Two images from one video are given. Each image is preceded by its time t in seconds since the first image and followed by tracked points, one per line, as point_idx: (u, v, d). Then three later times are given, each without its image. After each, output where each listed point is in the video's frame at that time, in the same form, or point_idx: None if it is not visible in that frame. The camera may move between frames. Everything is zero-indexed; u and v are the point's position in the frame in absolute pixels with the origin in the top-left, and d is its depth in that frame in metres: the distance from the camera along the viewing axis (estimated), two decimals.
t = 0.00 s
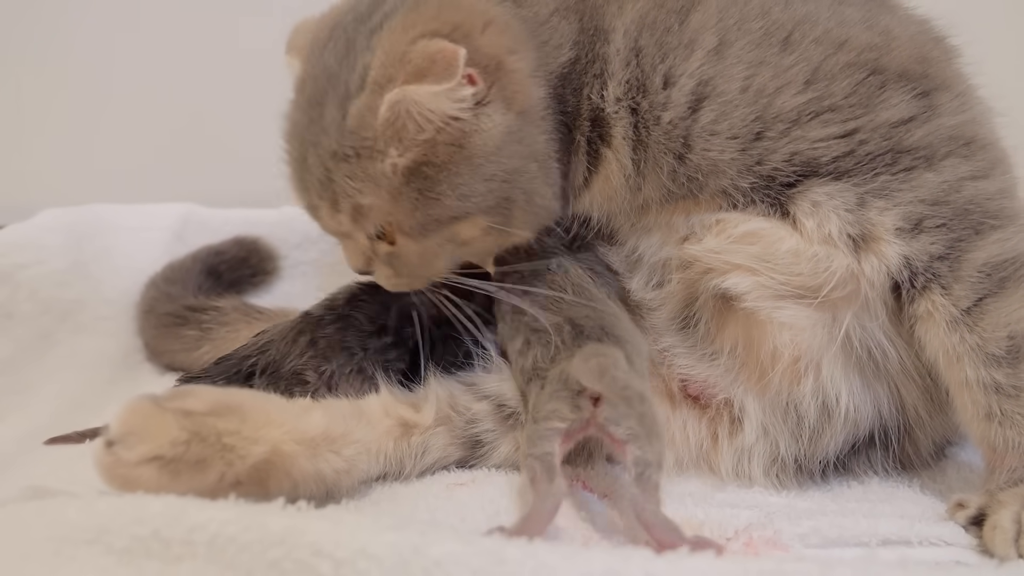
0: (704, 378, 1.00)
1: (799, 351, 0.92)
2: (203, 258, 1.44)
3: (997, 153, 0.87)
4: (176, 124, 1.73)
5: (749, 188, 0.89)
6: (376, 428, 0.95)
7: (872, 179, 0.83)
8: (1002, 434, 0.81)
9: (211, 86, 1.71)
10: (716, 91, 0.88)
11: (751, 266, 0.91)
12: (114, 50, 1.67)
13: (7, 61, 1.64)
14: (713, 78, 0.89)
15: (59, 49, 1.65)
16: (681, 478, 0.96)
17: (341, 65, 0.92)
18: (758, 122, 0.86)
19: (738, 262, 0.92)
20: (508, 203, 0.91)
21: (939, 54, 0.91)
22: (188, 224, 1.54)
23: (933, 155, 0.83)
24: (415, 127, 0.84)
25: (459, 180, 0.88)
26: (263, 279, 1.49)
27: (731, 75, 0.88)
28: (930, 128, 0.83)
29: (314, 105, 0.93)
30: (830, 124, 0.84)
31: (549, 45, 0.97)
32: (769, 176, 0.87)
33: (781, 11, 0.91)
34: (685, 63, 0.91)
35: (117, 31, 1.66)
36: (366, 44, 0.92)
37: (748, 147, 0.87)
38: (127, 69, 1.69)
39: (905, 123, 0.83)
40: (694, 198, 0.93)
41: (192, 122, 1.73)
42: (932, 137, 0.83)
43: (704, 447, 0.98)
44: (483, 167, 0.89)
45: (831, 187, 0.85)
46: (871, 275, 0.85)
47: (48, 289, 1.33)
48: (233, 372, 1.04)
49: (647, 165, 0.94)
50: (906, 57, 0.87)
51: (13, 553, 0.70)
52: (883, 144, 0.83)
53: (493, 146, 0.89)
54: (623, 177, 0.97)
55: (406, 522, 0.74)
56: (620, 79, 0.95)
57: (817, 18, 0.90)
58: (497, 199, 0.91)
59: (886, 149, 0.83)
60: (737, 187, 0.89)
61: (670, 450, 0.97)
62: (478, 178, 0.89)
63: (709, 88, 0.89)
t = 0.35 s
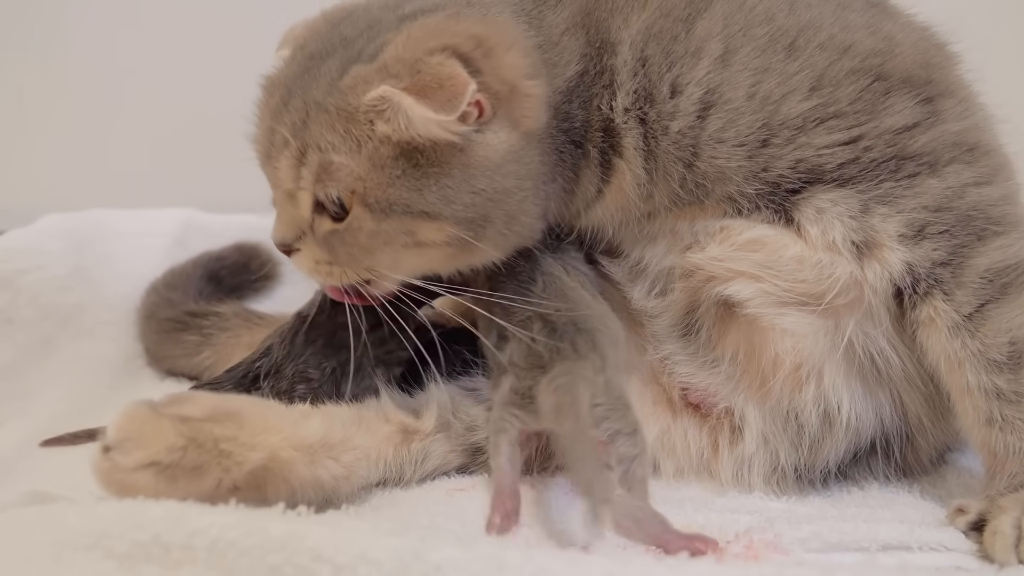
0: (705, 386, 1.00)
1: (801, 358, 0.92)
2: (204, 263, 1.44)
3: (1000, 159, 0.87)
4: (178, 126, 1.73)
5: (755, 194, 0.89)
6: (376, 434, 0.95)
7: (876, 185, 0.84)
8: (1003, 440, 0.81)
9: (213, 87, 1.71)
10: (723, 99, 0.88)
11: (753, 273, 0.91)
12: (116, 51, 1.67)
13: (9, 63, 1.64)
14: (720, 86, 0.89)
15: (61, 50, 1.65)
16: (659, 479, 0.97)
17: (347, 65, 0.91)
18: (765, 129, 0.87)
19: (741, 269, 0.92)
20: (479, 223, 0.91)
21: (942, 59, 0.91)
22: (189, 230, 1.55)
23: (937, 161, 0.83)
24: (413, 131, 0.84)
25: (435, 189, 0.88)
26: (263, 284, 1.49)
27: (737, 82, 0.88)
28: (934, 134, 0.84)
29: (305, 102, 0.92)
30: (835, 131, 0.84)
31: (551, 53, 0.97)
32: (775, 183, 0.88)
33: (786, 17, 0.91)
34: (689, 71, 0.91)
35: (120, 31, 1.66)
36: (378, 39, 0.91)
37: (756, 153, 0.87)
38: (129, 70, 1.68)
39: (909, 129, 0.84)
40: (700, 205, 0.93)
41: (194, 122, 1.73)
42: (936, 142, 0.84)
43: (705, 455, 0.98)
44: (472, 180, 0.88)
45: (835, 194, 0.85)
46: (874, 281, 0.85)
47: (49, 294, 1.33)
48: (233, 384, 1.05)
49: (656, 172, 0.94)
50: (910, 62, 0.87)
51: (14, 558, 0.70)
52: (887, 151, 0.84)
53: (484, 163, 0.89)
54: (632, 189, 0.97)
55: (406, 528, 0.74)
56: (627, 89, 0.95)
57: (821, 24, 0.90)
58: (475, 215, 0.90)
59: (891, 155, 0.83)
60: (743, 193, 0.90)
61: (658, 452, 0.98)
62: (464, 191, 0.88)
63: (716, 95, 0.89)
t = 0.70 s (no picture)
0: (708, 394, 1.00)
1: (805, 365, 0.92)
2: (205, 268, 1.44)
3: (999, 165, 0.87)
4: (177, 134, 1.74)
5: (757, 203, 0.90)
6: (379, 439, 0.95)
7: (876, 192, 0.84)
8: (1005, 446, 0.81)
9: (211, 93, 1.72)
10: (727, 108, 0.88)
11: (756, 279, 0.92)
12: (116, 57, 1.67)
13: (9, 65, 1.64)
14: (724, 94, 0.88)
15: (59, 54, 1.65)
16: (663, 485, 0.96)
17: (367, 79, 0.90)
18: (766, 138, 0.86)
19: (744, 276, 0.93)
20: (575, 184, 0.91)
21: (939, 66, 0.91)
22: (191, 234, 1.54)
23: (936, 167, 0.84)
24: (469, 129, 0.83)
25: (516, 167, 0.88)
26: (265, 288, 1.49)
27: (740, 90, 0.88)
28: (932, 141, 0.84)
29: (346, 121, 0.90)
30: (835, 139, 0.85)
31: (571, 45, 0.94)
32: (776, 192, 0.88)
33: (785, 28, 0.90)
34: (694, 78, 0.90)
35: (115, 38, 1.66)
36: (397, 39, 0.90)
37: (757, 161, 0.87)
38: (128, 76, 1.69)
39: (908, 136, 0.84)
40: (703, 215, 0.94)
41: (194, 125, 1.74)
42: (935, 149, 0.84)
43: (708, 462, 0.99)
44: (552, 146, 0.88)
45: (836, 202, 0.85)
46: (875, 287, 0.86)
47: (52, 299, 1.33)
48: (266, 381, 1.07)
49: (663, 182, 0.94)
50: (909, 69, 0.87)
51: (17, 564, 0.69)
52: (887, 159, 0.84)
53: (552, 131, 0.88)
54: (642, 195, 0.97)
55: (410, 533, 0.75)
56: (641, 89, 0.93)
57: (819, 33, 0.89)
58: (567, 176, 0.90)
59: (891, 163, 0.84)
60: (746, 203, 0.90)
61: (666, 462, 0.98)
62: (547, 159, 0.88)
63: (721, 105, 0.88)
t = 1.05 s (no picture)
0: (710, 400, 1.00)
1: (807, 369, 0.92)
2: (207, 272, 1.44)
3: (1001, 170, 0.87)
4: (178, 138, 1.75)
5: (761, 203, 0.89)
6: (381, 444, 0.95)
7: (881, 195, 0.84)
8: (1007, 450, 0.80)
9: (214, 96, 1.72)
10: (729, 105, 0.88)
11: (758, 285, 0.92)
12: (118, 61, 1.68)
13: (11, 70, 1.64)
14: (726, 92, 0.88)
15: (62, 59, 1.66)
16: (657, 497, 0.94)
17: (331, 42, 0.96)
18: (770, 137, 0.86)
19: (746, 281, 0.93)
20: (511, 152, 0.90)
21: (945, 72, 0.91)
22: (194, 240, 1.55)
23: (940, 171, 0.84)
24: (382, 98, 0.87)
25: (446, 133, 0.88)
26: (266, 293, 1.50)
27: (744, 88, 0.88)
28: (936, 144, 0.84)
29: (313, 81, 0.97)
30: (840, 140, 0.85)
31: (548, 25, 0.93)
32: (780, 193, 0.88)
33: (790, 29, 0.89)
34: (697, 76, 0.89)
35: (115, 42, 1.67)
36: None
37: (760, 161, 0.87)
38: (131, 81, 1.70)
39: (912, 140, 0.84)
40: (703, 214, 0.93)
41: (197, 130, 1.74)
42: (938, 153, 0.84)
43: (710, 468, 0.99)
44: (472, 111, 0.88)
45: (840, 204, 0.86)
46: (878, 292, 0.86)
47: (55, 304, 1.33)
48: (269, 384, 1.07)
49: (660, 177, 0.93)
50: (914, 74, 0.87)
51: (18, 568, 0.69)
52: (891, 161, 0.84)
53: (473, 97, 0.88)
54: (633, 190, 0.96)
55: (412, 538, 0.75)
56: (637, 81, 0.92)
57: (828, 36, 0.88)
58: (492, 144, 0.89)
59: (896, 164, 0.84)
60: (749, 204, 0.90)
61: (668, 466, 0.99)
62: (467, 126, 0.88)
63: (723, 101, 0.88)
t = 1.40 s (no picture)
0: (701, 407, 1.01)
1: (794, 379, 0.93)
2: (204, 277, 1.44)
3: (984, 174, 0.86)
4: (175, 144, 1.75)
5: (739, 212, 0.88)
6: (380, 447, 0.96)
7: (862, 203, 0.83)
8: (1000, 456, 0.80)
9: (210, 99, 1.73)
10: (695, 116, 0.88)
11: (744, 297, 0.92)
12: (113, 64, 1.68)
13: (9, 73, 1.64)
14: (694, 102, 0.88)
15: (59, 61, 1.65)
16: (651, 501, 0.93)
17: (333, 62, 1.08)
18: (744, 146, 0.86)
19: (732, 293, 0.93)
20: (425, 215, 1.00)
21: (928, 76, 0.92)
22: (191, 243, 1.55)
23: (921, 178, 0.83)
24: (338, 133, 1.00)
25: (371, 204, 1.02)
26: (263, 297, 1.50)
27: (713, 99, 0.87)
28: (916, 152, 0.83)
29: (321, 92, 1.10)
30: (818, 149, 0.84)
31: (461, 75, 0.96)
32: (760, 201, 0.87)
33: (760, 36, 0.90)
34: (663, 87, 0.90)
35: (117, 43, 1.67)
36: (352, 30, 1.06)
37: (734, 170, 0.87)
38: (126, 85, 1.70)
39: (892, 148, 0.83)
40: (683, 226, 0.92)
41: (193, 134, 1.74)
42: (919, 160, 0.83)
43: (704, 473, 0.99)
44: (385, 180, 1.00)
45: (825, 213, 0.84)
46: (865, 301, 0.85)
47: (52, 308, 1.33)
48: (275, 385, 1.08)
49: (627, 189, 0.92)
50: (897, 82, 0.87)
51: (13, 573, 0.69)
52: (872, 169, 0.83)
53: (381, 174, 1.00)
54: (601, 206, 0.96)
55: (408, 543, 0.75)
56: (593, 99, 0.93)
57: (801, 44, 0.89)
58: (400, 202, 1.00)
59: (875, 172, 0.83)
60: (728, 213, 0.89)
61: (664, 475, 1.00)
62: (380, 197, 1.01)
63: (689, 113, 0.88)
